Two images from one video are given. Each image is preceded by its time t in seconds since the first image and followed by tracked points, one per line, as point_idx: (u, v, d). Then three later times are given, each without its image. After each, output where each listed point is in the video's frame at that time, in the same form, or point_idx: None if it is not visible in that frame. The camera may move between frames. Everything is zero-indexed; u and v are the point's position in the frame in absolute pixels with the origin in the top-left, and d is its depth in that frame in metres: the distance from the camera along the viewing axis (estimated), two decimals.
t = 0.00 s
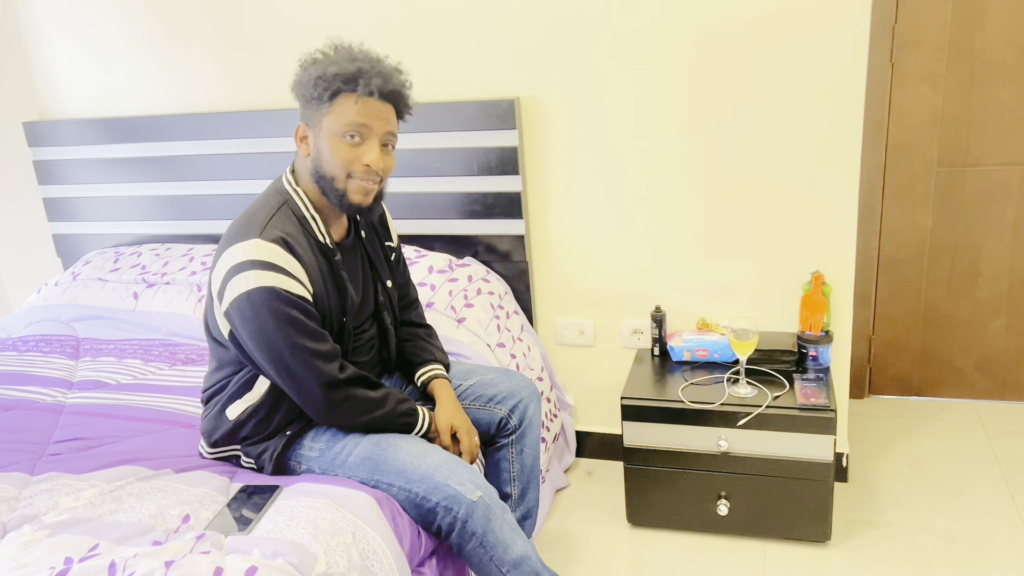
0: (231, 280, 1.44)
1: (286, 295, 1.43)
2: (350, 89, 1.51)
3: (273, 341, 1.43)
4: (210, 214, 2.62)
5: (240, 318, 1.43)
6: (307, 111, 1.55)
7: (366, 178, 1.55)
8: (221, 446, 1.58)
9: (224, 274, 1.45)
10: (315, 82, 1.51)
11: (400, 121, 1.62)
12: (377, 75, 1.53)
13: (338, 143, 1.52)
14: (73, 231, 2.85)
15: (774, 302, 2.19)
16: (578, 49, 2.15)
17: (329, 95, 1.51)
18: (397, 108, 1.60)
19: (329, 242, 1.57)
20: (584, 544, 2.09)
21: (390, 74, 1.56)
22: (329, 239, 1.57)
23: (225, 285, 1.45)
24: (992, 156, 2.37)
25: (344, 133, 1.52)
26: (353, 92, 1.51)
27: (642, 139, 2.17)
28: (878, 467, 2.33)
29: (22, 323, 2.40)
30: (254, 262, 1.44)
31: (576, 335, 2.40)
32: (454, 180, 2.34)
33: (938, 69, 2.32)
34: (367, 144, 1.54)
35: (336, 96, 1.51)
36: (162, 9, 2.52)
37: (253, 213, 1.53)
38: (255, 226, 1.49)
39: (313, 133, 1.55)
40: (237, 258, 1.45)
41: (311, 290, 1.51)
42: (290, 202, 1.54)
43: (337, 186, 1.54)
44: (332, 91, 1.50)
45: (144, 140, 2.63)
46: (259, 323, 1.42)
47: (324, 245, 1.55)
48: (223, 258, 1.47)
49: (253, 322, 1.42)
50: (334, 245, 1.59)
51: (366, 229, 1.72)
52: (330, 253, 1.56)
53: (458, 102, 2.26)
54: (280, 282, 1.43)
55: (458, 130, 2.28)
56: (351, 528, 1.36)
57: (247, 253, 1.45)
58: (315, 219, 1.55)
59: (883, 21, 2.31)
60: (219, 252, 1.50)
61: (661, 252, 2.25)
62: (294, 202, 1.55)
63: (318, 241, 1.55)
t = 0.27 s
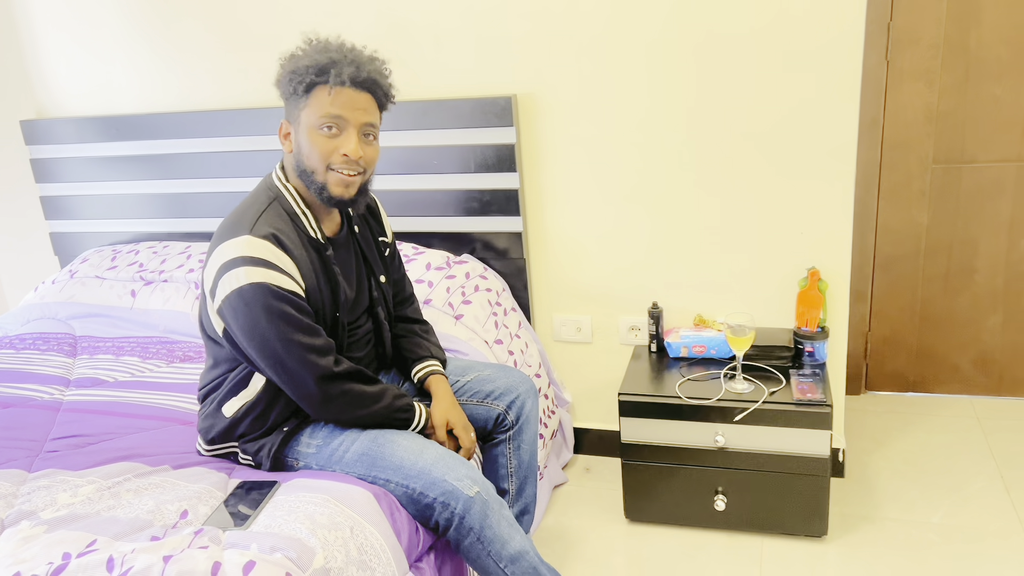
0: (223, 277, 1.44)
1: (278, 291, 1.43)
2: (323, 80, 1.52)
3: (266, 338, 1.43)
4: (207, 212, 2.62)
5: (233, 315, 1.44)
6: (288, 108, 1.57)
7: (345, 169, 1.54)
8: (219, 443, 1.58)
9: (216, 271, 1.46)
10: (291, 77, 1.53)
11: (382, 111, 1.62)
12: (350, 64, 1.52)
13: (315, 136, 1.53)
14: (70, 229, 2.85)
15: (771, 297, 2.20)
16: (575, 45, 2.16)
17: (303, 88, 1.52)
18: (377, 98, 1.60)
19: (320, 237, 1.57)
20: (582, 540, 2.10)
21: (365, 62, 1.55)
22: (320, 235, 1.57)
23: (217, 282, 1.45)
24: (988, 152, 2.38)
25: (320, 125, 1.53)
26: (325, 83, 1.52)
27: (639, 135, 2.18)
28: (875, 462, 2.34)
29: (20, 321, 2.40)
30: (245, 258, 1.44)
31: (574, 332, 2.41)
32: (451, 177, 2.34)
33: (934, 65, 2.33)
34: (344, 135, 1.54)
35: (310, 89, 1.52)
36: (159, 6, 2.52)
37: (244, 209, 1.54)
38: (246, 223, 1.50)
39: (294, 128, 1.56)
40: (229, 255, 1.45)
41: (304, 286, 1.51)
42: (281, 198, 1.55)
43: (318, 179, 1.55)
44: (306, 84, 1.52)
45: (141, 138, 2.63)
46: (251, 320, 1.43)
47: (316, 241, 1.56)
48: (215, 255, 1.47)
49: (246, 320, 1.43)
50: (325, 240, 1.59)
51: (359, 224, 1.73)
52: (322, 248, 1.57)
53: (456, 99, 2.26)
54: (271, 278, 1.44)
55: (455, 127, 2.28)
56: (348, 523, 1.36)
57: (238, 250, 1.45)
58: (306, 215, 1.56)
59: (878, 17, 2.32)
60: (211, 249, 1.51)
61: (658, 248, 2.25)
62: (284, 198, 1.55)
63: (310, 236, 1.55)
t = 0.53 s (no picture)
0: (211, 283, 1.45)
1: (266, 294, 1.44)
2: (305, 84, 1.52)
3: (255, 341, 1.43)
4: (199, 216, 2.62)
5: (222, 319, 1.44)
6: (272, 112, 1.57)
7: (330, 172, 1.55)
8: (210, 447, 1.58)
9: (205, 276, 1.46)
10: (274, 82, 1.54)
11: (366, 114, 1.62)
12: (332, 67, 1.53)
13: (299, 139, 1.54)
14: (60, 233, 2.84)
15: (760, 300, 2.21)
16: (565, 50, 2.17)
17: (285, 93, 1.53)
18: (360, 100, 1.60)
19: (308, 241, 1.57)
20: (574, 542, 2.10)
21: (347, 64, 1.56)
22: (308, 238, 1.58)
23: (206, 287, 1.45)
24: (974, 156, 2.40)
25: (304, 129, 1.53)
26: (307, 87, 1.52)
27: (629, 139, 2.19)
28: (864, 463, 2.36)
29: (10, 326, 2.39)
30: (233, 263, 1.44)
31: (565, 335, 2.42)
32: (443, 181, 2.35)
33: (920, 70, 2.36)
34: (328, 138, 1.55)
35: (293, 93, 1.53)
36: (149, 10, 2.52)
37: (231, 214, 1.54)
38: (234, 227, 1.50)
39: (278, 132, 1.57)
40: (217, 260, 1.45)
41: (292, 289, 1.52)
42: (268, 202, 1.55)
43: (303, 182, 1.55)
44: (288, 88, 1.52)
45: (132, 142, 2.63)
46: (240, 324, 1.43)
47: (304, 244, 1.56)
48: (203, 260, 1.48)
49: (235, 324, 1.43)
50: (313, 243, 1.60)
51: (348, 227, 1.73)
52: (310, 251, 1.57)
53: (447, 103, 2.27)
54: (259, 282, 1.44)
55: (447, 131, 2.29)
56: (340, 526, 1.37)
57: (226, 255, 1.45)
58: (294, 218, 1.56)
59: (865, 22, 2.34)
60: (199, 254, 1.51)
61: (649, 251, 2.27)
62: (272, 202, 1.55)
63: (297, 239, 1.55)
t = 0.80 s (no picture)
0: (208, 291, 1.45)
1: (263, 303, 1.44)
2: (300, 93, 1.53)
3: (252, 349, 1.44)
4: (197, 223, 2.63)
5: (218, 328, 1.44)
6: (268, 121, 1.58)
7: (326, 180, 1.56)
8: (208, 455, 1.58)
9: (202, 284, 1.46)
10: (269, 92, 1.55)
11: (362, 122, 1.63)
12: (327, 76, 1.54)
13: (295, 148, 1.54)
14: (59, 242, 2.85)
15: (757, 307, 2.22)
16: (562, 58, 2.18)
17: (281, 102, 1.54)
18: (355, 109, 1.61)
19: (305, 249, 1.58)
20: (571, 548, 2.11)
21: (342, 73, 1.56)
22: (304, 246, 1.58)
23: (203, 295, 1.46)
24: (969, 162, 2.41)
25: (299, 137, 1.54)
26: (302, 96, 1.53)
27: (626, 147, 2.20)
28: (862, 469, 2.36)
29: (8, 334, 2.40)
30: (230, 271, 1.45)
31: (563, 342, 2.42)
32: (440, 188, 2.36)
33: (915, 77, 2.37)
34: (323, 146, 1.56)
35: (288, 102, 1.54)
36: (148, 19, 2.53)
37: (228, 223, 1.54)
38: (230, 236, 1.50)
39: (274, 141, 1.58)
40: (214, 268, 1.46)
41: (288, 297, 1.52)
42: (264, 211, 1.55)
43: (299, 190, 1.56)
44: (284, 97, 1.53)
45: (131, 150, 2.64)
46: (237, 332, 1.43)
47: (300, 252, 1.57)
48: (200, 269, 1.48)
49: (232, 332, 1.44)
50: (310, 251, 1.60)
51: (344, 235, 1.74)
52: (306, 259, 1.58)
53: (444, 111, 2.28)
54: (256, 291, 1.44)
55: (444, 138, 2.30)
56: (338, 534, 1.37)
57: (223, 263, 1.46)
58: (290, 227, 1.57)
59: (860, 30, 2.36)
60: (196, 263, 1.51)
61: (646, 258, 2.27)
62: (268, 211, 1.56)
63: (294, 248, 1.56)
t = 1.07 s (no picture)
0: (205, 300, 1.45)
1: (259, 311, 1.44)
2: (298, 102, 1.54)
3: (248, 358, 1.44)
4: (193, 231, 2.63)
5: (215, 337, 1.45)
6: (265, 130, 1.59)
7: (323, 189, 1.56)
8: (203, 464, 1.58)
9: (198, 293, 1.47)
10: (267, 100, 1.55)
11: (359, 131, 1.64)
12: (325, 85, 1.54)
13: (292, 157, 1.55)
14: (55, 250, 2.85)
15: (753, 313, 2.23)
16: (558, 67, 2.19)
17: (279, 111, 1.54)
18: (352, 118, 1.62)
19: (301, 258, 1.58)
20: (568, 556, 2.10)
21: (339, 82, 1.57)
22: (301, 255, 1.58)
23: (200, 304, 1.46)
24: (964, 169, 2.43)
25: (297, 147, 1.55)
26: (300, 105, 1.54)
27: (622, 154, 2.21)
28: (858, 476, 2.37)
29: (4, 343, 2.40)
30: (226, 280, 1.45)
31: (559, 349, 2.42)
32: (437, 196, 2.36)
33: (910, 84, 2.38)
34: (321, 156, 1.56)
35: (286, 111, 1.54)
36: (144, 28, 2.53)
37: (225, 232, 1.55)
38: (227, 245, 1.51)
39: (271, 150, 1.58)
40: (210, 277, 1.46)
41: (285, 306, 1.52)
42: (261, 219, 1.56)
43: (296, 199, 1.56)
44: (281, 106, 1.54)
45: (127, 159, 2.64)
46: (233, 341, 1.43)
47: (297, 261, 1.57)
48: (196, 277, 1.48)
49: (228, 340, 1.44)
50: (306, 260, 1.61)
51: (340, 244, 1.74)
52: (303, 268, 1.58)
53: (440, 119, 2.29)
54: (252, 300, 1.45)
55: (440, 146, 2.30)
56: (334, 542, 1.37)
57: (219, 272, 1.46)
58: (287, 235, 1.57)
59: (854, 38, 2.37)
60: (193, 271, 1.51)
61: (642, 265, 2.28)
62: (265, 219, 1.56)
63: (290, 256, 1.56)
